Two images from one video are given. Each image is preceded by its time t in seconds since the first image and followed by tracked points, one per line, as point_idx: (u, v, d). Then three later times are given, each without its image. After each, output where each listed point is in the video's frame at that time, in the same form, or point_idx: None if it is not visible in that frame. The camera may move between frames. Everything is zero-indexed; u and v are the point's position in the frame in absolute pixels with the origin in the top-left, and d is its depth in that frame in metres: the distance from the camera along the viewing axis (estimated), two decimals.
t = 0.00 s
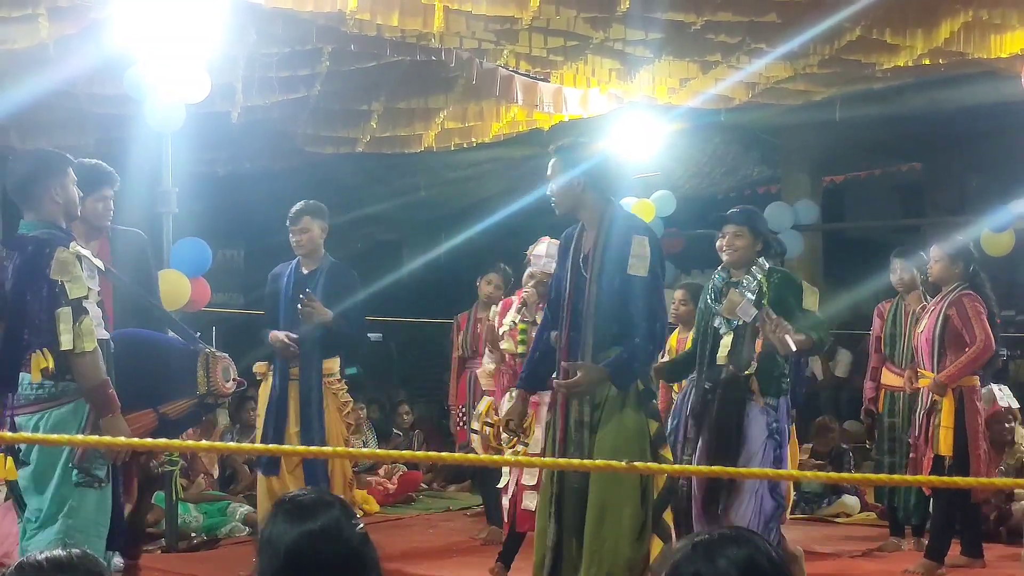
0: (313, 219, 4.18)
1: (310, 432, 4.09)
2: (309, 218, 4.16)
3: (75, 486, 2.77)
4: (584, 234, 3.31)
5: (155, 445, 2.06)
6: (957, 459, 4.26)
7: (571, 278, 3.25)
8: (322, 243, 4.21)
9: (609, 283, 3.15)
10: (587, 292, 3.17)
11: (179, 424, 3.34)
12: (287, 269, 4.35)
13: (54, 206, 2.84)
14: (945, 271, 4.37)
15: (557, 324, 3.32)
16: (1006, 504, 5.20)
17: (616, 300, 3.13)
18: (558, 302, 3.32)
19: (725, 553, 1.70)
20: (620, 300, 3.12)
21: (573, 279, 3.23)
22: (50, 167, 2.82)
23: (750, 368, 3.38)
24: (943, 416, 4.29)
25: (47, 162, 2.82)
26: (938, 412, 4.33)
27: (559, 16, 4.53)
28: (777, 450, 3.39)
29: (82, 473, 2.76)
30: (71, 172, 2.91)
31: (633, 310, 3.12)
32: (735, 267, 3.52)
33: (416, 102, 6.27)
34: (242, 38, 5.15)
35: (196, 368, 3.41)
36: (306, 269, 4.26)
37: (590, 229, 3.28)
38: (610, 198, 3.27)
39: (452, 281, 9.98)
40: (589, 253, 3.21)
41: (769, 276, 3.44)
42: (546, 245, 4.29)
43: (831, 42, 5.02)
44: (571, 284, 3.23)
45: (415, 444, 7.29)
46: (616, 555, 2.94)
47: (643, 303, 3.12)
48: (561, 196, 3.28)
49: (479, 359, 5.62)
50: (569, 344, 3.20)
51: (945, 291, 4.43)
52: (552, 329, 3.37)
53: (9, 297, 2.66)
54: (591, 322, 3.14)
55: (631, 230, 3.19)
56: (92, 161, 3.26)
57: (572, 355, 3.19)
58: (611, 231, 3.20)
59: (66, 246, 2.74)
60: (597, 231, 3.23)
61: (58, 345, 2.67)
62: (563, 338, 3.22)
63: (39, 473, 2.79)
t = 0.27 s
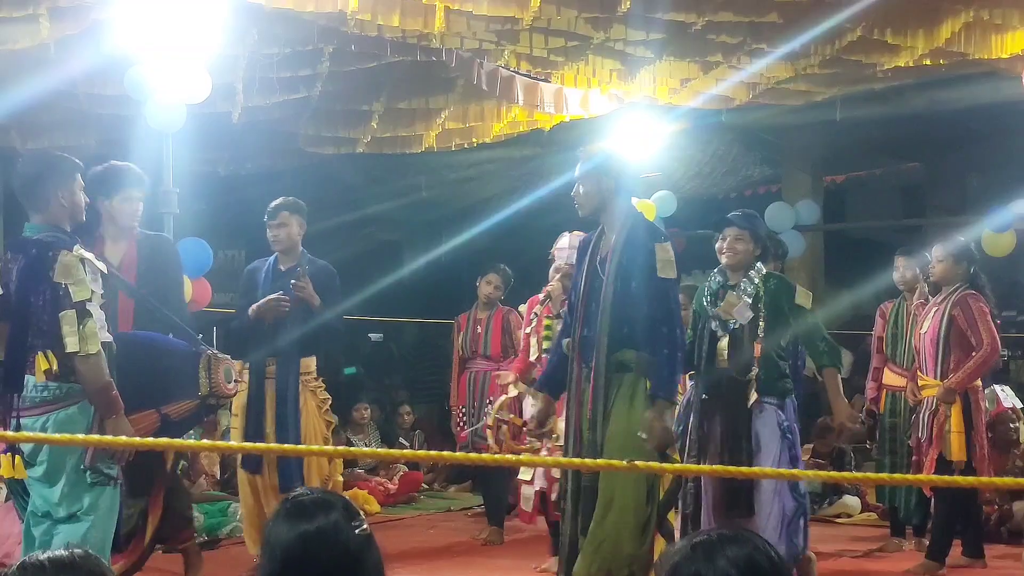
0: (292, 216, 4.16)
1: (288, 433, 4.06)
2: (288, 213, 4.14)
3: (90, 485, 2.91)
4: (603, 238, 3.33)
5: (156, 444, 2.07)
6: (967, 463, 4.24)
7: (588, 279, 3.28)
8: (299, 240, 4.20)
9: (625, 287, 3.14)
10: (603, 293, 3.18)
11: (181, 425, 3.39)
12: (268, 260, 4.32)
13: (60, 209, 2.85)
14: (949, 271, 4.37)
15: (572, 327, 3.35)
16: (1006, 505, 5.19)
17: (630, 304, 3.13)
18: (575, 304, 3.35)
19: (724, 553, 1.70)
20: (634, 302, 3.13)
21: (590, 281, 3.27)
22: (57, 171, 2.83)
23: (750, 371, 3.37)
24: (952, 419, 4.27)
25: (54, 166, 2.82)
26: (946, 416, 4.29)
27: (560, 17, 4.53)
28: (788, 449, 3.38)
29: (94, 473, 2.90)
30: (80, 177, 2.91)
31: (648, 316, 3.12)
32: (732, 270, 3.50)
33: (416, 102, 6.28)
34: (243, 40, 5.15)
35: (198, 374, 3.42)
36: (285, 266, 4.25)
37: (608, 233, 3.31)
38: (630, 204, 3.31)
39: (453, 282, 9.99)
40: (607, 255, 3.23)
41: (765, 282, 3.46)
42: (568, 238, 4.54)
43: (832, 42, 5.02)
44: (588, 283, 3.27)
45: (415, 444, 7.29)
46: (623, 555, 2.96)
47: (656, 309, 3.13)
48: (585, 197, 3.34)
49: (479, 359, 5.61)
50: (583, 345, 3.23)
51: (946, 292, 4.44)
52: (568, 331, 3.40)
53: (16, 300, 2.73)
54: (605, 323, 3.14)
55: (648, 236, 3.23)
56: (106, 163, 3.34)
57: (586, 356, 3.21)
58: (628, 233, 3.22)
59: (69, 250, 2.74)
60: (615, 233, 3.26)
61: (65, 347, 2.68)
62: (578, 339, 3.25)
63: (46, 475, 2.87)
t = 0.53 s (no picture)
0: (277, 216, 4.14)
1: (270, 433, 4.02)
2: (273, 212, 4.12)
3: (105, 484, 2.94)
4: (618, 239, 3.31)
5: (155, 445, 2.07)
6: (968, 464, 4.24)
7: (604, 278, 3.27)
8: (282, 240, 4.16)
9: (640, 279, 3.17)
10: (619, 288, 3.18)
11: (187, 423, 3.42)
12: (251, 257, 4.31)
13: (64, 212, 2.85)
14: (947, 273, 4.38)
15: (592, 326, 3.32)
16: (1005, 506, 5.19)
17: (645, 297, 3.16)
18: (593, 307, 3.32)
19: (724, 555, 1.70)
20: (650, 296, 3.16)
21: (606, 279, 3.25)
22: (63, 174, 2.83)
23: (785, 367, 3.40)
24: (953, 420, 4.25)
25: (60, 170, 2.82)
26: (946, 417, 4.28)
27: (560, 18, 4.53)
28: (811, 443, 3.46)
29: (111, 472, 2.94)
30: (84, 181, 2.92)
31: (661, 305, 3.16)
32: (762, 266, 3.49)
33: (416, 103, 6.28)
34: (242, 41, 5.14)
35: (203, 372, 3.46)
36: (267, 267, 4.22)
37: (624, 231, 3.28)
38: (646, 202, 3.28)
39: (451, 283, 9.99)
40: (622, 253, 3.22)
41: (795, 280, 3.47)
42: (588, 232, 4.53)
43: (831, 43, 5.03)
44: (604, 282, 3.25)
45: (414, 445, 7.29)
46: (639, 550, 2.97)
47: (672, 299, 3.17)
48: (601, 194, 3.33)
49: (477, 360, 5.58)
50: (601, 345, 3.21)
51: (944, 293, 4.45)
52: (585, 334, 3.36)
53: (21, 302, 2.71)
54: (621, 318, 3.15)
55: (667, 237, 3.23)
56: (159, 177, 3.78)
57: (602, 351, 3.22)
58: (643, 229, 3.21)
59: (75, 252, 2.74)
60: (630, 232, 3.23)
61: (70, 348, 2.68)
62: (595, 338, 3.24)
63: (60, 477, 2.88)
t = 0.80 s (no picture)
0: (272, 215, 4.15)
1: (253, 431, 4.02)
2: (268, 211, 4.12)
3: (122, 484, 2.77)
4: (648, 238, 3.29)
5: (155, 446, 2.08)
6: (966, 463, 4.25)
7: (632, 277, 3.24)
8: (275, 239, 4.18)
9: (669, 280, 3.12)
10: (648, 289, 3.14)
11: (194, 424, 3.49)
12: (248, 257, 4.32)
13: (79, 214, 2.85)
14: (943, 273, 4.41)
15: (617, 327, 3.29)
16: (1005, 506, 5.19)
17: (674, 302, 3.11)
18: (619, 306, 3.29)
19: (724, 555, 1.70)
20: (679, 300, 3.11)
21: (633, 280, 3.22)
22: (78, 177, 2.82)
23: (814, 356, 3.45)
24: (951, 420, 4.26)
25: (75, 172, 2.82)
26: (945, 416, 4.29)
27: (559, 18, 4.53)
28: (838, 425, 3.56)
29: (127, 471, 2.76)
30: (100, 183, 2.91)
31: (691, 313, 3.10)
32: (792, 253, 3.52)
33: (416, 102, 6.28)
34: (242, 40, 5.14)
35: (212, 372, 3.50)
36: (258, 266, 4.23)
37: (655, 232, 3.25)
38: (679, 204, 3.24)
39: (451, 282, 9.98)
40: (653, 253, 3.19)
41: (823, 269, 3.52)
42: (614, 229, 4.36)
43: (832, 43, 5.03)
44: (632, 281, 3.22)
45: (414, 445, 7.28)
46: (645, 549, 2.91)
47: (702, 308, 3.09)
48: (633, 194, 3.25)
49: (476, 360, 5.58)
50: (625, 348, 3.17)
51: (940, 293, 4.47)
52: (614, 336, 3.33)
53: (33, 300, 2.73)
54: (647, 323, 3.12)
55: (698, 237, 3.16)
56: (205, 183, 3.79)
57: (626, 353, 3.17)
58: (676, 232, 3.17)
59: (87, 252, 2.76)
60: (662, 233, 3.20)
61: (80, 344, 2.73)
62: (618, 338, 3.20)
63: (76, 479, 2.74)
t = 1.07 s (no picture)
0: (273, 213, 4.16)
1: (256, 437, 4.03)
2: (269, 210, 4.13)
3: (136, 489, 2.74)
4: (682, 238, 3.09)
5: (154, 447, 2.07)
6: (967, 464, 4.22)
7: (667, 280, 3.04)
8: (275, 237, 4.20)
9: (709, 284, 2.95)
10: (687, 293, 2.98)
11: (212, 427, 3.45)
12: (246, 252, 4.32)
13: (106, 222, 2.81)
14: (939, 275, 4.42)
15: (649, 327, 3.09)
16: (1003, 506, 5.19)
17: (715, 308, 2.95)
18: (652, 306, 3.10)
19: (724, 556, 1.70)
20: (719, 305, 2.94)
21: (669, 281, 3.03)
22: (105, 185, 2.78)
23: (817, 353, 3.59)
24: (949, 420, 4.26)
25: (102, 181, 2.77)
26: (943, 417, 4.29)
27: (558, 19, 4.53)
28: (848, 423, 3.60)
29: (143, 476, 2.73)
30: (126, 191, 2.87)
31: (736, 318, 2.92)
32: (804, 254, 3.71)
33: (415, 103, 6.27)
34: (241, 41, 5.14)
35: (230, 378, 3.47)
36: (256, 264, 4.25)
37: (690, 232, 3.06)
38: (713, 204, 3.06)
39: (449, 283, 9.97)
40: (690, 256, 3.00)
41: (835, 271, 3.66)
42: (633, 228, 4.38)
43: (831, 44, 5.03)
44: (667, 283, 3.03)
45: (413, 446, 7.27)
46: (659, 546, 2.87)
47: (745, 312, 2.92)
48: (669, 195, 3.04)
49: (473, 361, 5.58)
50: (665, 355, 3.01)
51: (935, 295, 4.47)
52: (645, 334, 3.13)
53: (66, 305, 2.73)
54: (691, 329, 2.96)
55: (731, 240, 2.99)
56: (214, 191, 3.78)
57: (666, 355, 2.99)
58: (716, 236, 3.00)
59: (117, 256, 2.79)
60: (700, 235, 3.02)
61: (129, 347, 2.79)
62: (657, 338, 3.02)
63: (94, 482, 2.70)
